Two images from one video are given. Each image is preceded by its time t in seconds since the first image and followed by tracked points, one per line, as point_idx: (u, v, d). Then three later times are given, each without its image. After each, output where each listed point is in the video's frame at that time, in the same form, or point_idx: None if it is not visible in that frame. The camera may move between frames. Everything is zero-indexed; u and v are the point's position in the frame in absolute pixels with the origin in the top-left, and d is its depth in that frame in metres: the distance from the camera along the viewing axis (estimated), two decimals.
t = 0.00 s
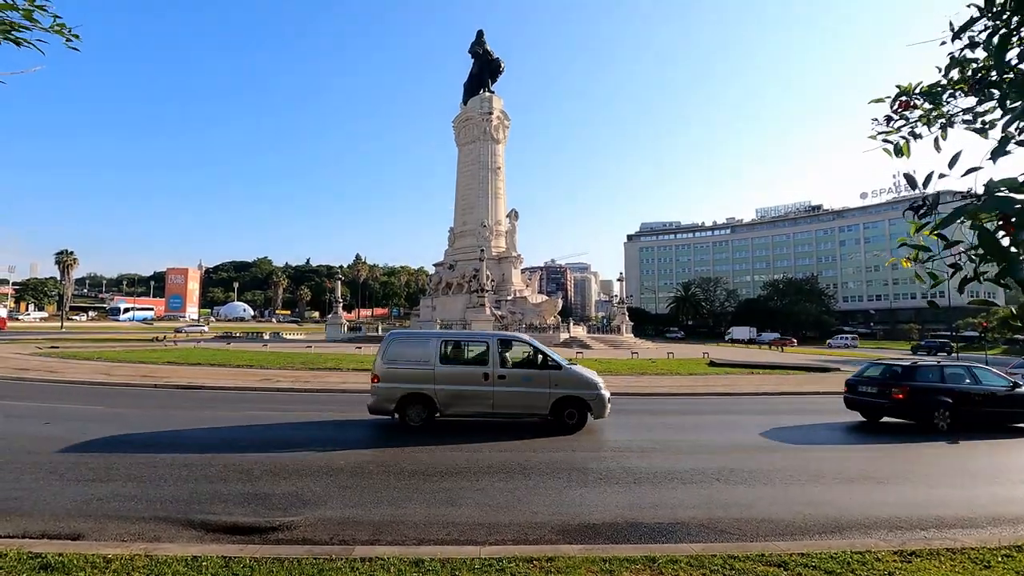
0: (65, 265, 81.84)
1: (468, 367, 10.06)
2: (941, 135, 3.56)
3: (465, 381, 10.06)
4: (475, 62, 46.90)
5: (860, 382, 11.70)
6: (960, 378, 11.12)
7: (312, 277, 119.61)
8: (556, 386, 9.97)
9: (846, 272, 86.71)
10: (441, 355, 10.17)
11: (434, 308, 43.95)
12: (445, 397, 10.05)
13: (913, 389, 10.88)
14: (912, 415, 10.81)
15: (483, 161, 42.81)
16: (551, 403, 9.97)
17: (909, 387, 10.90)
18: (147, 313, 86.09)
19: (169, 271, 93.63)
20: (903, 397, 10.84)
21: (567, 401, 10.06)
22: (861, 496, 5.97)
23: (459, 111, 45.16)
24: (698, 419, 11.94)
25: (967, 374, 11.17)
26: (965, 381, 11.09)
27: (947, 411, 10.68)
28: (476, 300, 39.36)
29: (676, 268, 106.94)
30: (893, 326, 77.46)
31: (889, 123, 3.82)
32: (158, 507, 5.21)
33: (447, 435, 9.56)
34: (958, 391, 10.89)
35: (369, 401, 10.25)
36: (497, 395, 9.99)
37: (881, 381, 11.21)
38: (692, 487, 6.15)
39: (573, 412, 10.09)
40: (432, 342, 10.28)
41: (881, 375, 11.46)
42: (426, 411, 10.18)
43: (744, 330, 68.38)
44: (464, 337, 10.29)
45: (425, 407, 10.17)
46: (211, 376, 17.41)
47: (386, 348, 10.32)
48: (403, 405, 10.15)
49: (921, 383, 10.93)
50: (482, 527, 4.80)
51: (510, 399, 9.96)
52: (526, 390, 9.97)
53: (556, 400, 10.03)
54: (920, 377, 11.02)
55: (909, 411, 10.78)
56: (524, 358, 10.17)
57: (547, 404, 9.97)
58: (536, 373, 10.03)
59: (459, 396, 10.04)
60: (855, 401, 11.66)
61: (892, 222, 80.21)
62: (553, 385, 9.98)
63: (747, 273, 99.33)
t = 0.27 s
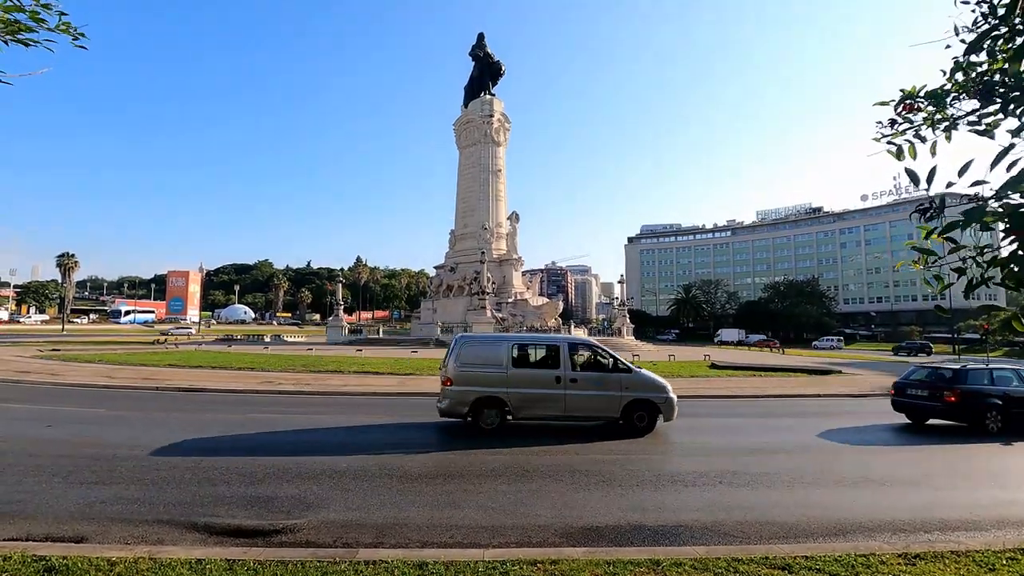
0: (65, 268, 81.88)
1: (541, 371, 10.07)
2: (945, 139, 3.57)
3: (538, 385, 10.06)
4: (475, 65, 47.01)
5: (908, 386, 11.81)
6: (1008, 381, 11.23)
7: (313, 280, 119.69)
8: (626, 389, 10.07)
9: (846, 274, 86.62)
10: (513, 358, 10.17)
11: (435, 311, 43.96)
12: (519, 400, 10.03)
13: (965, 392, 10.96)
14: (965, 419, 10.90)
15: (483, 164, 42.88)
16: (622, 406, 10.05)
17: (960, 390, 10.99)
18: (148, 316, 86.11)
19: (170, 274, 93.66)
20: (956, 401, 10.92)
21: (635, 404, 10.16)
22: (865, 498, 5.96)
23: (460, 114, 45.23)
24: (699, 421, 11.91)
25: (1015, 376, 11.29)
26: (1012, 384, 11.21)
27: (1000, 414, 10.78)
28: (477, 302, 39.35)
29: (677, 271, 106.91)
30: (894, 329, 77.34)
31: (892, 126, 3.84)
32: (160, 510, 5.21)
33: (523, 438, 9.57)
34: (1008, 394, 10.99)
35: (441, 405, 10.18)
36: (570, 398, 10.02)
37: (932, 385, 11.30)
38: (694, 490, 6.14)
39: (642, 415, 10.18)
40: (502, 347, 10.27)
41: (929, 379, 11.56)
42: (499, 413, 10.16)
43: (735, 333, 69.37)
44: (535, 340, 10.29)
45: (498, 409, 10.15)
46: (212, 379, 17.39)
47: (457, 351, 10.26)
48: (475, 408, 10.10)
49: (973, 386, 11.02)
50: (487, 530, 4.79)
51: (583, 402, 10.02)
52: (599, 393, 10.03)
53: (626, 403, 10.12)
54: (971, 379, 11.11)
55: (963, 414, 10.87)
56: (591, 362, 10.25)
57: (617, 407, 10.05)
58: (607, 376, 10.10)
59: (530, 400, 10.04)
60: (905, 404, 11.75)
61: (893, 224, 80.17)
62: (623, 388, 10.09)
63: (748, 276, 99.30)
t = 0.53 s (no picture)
0: (66, 271, 81.90)
1: (603, 374, 10.11)
2: (946, 145, 3.56)
3: (600, 388, 10.10)
4: (476, 68, 47.13)
5: (952, 389, 12.12)
6: None
7: (312, 283, 119.68)
8: (687, 392, 10.13)
9: (846, 277, 86.64)
10: (575, 362, 10.20)
11: (435, 314, 43.96)
12: (582, 403, 10.08)
13: (1011, 394, 11.28)
14: (1012, 420, 11.21)
15: (483, 167, 42.94)
16: (683, 410, 10.11)
17: (1007, 392, 11.31)
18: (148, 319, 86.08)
19: (170, 277, 93.71)
20: (1003, 403, 11.24)
21: (696, 407, 10.22)
22: (866, 501, 5.96)
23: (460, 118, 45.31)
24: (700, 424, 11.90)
25: None
26: None
27: None
28: (477, 305, 39.36)
29: (677, 273, 106.94)
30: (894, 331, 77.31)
31: (893, 134, 3.84)
32: (161, 514, 5.21)
33: (523, 441, 9.56)
34: None
35: (503, 407, 10.22)
36: (632, 402, 10.07)
37: (977, 387, 11.64)
38: (695, 493, 6.14)
39: (701, 418, 10.24)
40: (565, 350, 10.29)
41: (973, 382, 11.91)
42: (562, 415, 10.20)
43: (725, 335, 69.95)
44: (595, 343, 10.32)
45: (561, 412, 10.19)
46: (212, 382, 17.38)
47: (519, 354, 10.28)
48: (539, 410, 10.14)
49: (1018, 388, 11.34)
50: (487, 533, 4.79)
51: (644, 406, 10.07)
52: (660, 397, 10.09)
53: (687, 406, 10.17)
54: (1016, 381, 11.42)
55: (1010, 416, 11.18)
56: (653, 365, 10.29)
57: (679, 410, 10.12)
58: (669, 380, 10.15)
59: (594, 403, 10.08)
60: (949, 406, 12.09)
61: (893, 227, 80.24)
62: (684, 392, 10.15)
63: (748, 278, 99.34)
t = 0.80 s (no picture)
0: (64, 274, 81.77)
1: (660, 377, 10.14)
2: (941, 148, 3.59)
3: (657, 391, 10.14)
4: (475, 71, 47.19)
5: (991, 390, 12.17)
6: None
7: (311, 285, 119.60)
8: (742, 394, 10.26)
9: (845, 278, 86.75)
10: (633, 365, 10.22)
11: (434, 316, 43.94)
12: (641, 406, 10.10)
13: None
14: None
15: (483, 169, 42.94)
16: (738, 412, 10.23)
17: None
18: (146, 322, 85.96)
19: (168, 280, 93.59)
20: None
21: (750, 409, 10.32)
22: (865, 503, 5.96)
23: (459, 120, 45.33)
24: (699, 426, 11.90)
25: None
26: None
27: None
28: (476, 308, 39.36)
29: (676, 275, 107.01)
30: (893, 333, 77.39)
31: (889, 135, 3.85)
32: (159, 517, 5.20)
33: (522, 443, 9.56)
34: None
35: (561, 410, 10.23)
36: (689, 404, 10.13)
37: (1018, 388, 11.70)
38: (695, 495, 6.13)
39: (755, 420, 10.38)
40: (622, 353, 10.30)
41: (1011, 383, 11.97)
42: (621, 418, 10.22)
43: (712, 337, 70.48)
44: (651, 346, 10.37)
45: (620, 415, 10.20)
46: (211, 385, 17.35)
47: (576, 357, 10.26)
48: (598, 414, 10.16)
49: None
50: (486, 535, 4.79)
51: (701, 408, 10.14)
52: (716, 399, 10.19)
53: (742, 409, 10.27)
54: None
55: None
56: (707, 368, 10.37)
57: (734, 413, 10.21)
58: (724, 382, 10.25)
59: (651, 406, 10.12)
60: (987, 407, 12.14)
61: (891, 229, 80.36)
62: (738, 394, 10.26)
63: (746, 280, 99.43)
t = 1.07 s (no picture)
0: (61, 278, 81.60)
1: (714, 382, 10.20)
2: (936, 149, 3.61)
3: (710, 395, 10.20)
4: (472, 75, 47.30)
5: None
6: None
7: (309, 289, 119.44)
8: (792, 398, 10.35)
9: (843, 282, 86.91)
10: (687, 369, 10.27)
11: (432, 320, 43.90)
12: (695, 410, 10.14)
13: None
14: None
15: (481, 173, 42.98)
16: (789, 415, 10.30)
17: None
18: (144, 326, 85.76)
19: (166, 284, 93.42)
20: None
21: (800, 412, 10.41)
22: (864, 506, 5.96)
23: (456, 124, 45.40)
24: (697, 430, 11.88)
25: None
26: None
27: None
28: (474, 311, 39.34)
29: (674, 279, 107.10)
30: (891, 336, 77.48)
31: (886, 137, 3.87)
32: (157, 522, 5.17)
33: (521, 448, 9.53)
34: None
35: (616, 415, 10.25)
36: (741, 408, 10.20)
37: None
38: (694, 499, 6.13)
39: (803, 423, 10.47)
40: (674, 358, 10.34)
41: None
42: (675, 422, 10.26)
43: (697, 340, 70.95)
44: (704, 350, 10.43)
45: (675, 419, 10.25)
46: (208, 390, 17.30)
47: (631, 362, 10.32)
48: (654, 418, 10.22)
49: None
50: (485, 540, 4.78)
51: (753, 412, 10.20)
52: (768, 403, 10.26)
53: (792, 412, 10.36)
54: None
55: None
56: (757, 372, 10.45)
57: (784, 416, 10.30)
58: (775, 386, 10.32)
59: (706, 409, 10.17)
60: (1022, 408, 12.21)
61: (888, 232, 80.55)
62: (788, 398, 10.35)
63: (744, 283, 99.55)
